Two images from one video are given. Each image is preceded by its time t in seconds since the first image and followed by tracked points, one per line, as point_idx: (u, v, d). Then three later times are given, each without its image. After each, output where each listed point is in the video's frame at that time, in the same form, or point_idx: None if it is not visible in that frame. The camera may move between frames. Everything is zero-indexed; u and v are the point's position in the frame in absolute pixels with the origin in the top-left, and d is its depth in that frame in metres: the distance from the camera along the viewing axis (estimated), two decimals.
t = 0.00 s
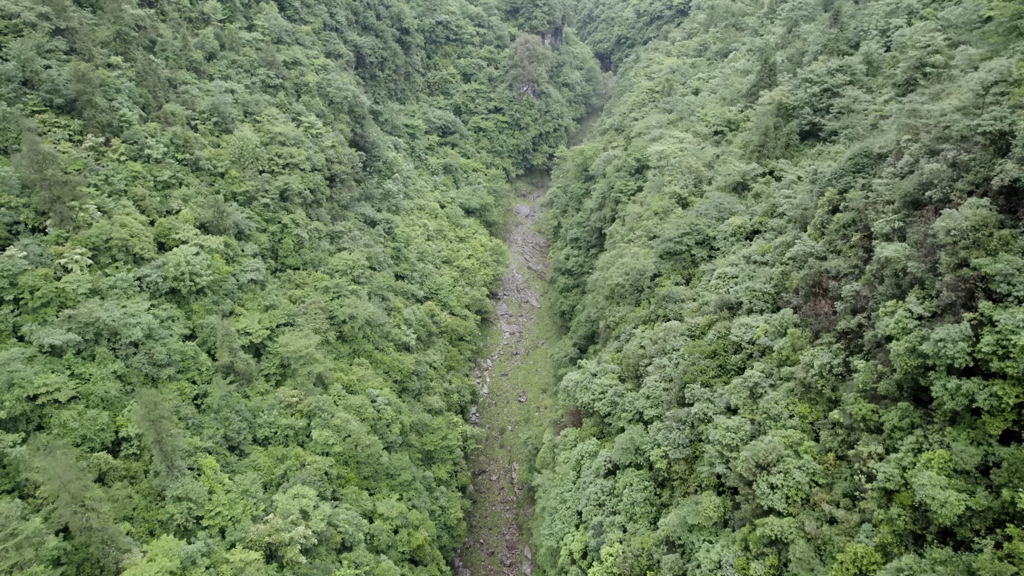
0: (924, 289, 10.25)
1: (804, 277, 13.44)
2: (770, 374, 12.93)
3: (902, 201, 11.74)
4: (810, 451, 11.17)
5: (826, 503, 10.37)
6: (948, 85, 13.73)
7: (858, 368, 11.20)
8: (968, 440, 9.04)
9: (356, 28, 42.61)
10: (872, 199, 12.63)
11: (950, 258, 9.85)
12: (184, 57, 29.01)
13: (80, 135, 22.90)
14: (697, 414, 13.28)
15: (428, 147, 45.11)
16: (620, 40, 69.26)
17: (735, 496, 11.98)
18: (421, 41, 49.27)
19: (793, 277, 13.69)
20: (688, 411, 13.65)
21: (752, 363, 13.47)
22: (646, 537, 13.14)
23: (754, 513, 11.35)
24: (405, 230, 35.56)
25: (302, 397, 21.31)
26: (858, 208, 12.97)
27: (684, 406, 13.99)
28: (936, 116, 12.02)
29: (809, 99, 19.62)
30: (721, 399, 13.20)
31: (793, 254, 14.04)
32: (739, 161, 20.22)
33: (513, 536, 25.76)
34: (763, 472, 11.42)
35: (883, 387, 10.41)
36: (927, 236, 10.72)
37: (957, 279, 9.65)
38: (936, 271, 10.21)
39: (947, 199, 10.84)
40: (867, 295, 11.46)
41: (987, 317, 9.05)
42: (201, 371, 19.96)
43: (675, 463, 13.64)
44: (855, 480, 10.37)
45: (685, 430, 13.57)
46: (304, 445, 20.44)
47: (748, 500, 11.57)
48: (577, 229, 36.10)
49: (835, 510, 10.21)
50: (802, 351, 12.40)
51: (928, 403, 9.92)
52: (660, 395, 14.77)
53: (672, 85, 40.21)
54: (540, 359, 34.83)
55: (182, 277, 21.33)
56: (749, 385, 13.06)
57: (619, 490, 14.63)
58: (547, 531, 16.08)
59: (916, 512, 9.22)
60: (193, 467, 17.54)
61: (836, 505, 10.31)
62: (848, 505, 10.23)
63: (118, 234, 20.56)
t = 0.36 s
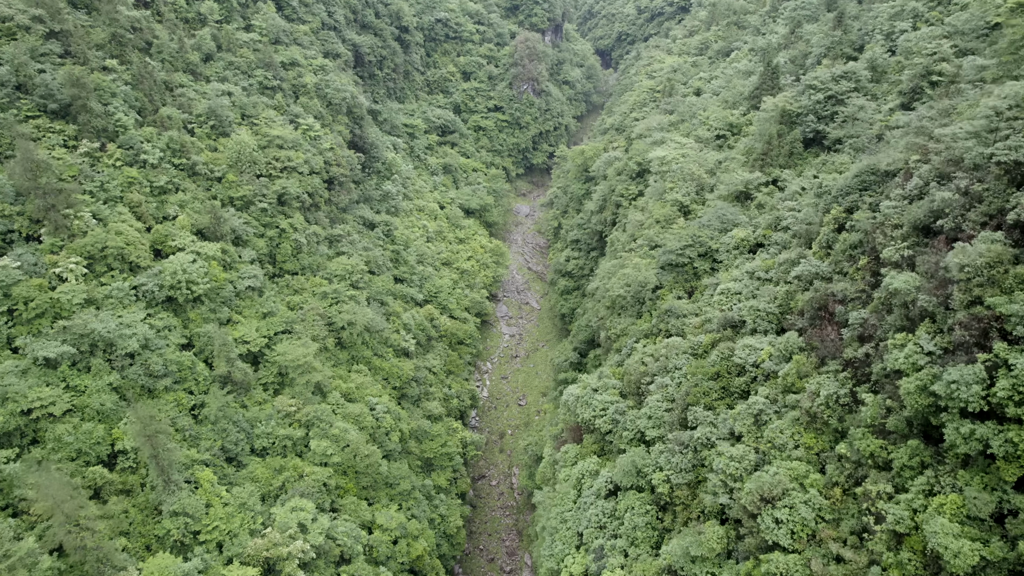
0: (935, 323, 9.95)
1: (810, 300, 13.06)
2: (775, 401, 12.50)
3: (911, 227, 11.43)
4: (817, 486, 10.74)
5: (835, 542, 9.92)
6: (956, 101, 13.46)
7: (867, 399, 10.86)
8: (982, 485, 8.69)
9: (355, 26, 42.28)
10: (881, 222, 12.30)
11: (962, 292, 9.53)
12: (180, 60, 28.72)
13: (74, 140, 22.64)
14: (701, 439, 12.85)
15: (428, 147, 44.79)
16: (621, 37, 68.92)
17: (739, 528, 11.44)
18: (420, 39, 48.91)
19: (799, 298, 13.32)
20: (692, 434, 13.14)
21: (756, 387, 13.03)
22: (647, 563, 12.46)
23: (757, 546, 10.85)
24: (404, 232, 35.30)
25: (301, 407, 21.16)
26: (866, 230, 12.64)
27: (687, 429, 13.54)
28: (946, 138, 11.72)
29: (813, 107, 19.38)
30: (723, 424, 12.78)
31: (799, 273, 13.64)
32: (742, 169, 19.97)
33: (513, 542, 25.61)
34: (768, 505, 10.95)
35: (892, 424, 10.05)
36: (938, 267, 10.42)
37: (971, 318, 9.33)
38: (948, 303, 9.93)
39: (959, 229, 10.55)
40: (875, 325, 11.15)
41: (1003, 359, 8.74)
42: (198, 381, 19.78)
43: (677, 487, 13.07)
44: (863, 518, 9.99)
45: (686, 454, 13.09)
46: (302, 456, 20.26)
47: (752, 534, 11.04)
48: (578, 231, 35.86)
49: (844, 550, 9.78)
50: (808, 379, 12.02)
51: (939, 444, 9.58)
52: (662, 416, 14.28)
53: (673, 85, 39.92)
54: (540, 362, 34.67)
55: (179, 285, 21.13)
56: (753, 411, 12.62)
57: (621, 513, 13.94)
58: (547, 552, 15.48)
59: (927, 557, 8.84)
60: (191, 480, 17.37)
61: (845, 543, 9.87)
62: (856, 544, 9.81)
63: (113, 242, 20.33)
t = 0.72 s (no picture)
0: (947, 359, 9.62)
1: (815, 322, 12.71)
2: (780, 428, 12.12)
3: (920, 253, 11.08)
4: (823, 522, 10.34)
5: None
6: (964, 116, 13.14)
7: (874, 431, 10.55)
8: (997, 534, 8.30)
9: (354, 25, 41.93)
10: (888, 245, 11.96)
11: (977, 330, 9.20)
12: (177, 62, 28.42)
13: (69, 146, 22.38)
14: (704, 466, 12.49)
15: (427, 147, 44.49)
16: (621, 33, 68.57)
17: (743, 561, 11.04)
18: (420, 38, 48.55)
19: (804, 320, 12.97)
20: (694, 459, 12.84)
21: (760, 411, 12.67)
22: None
23: None
24: (404, 234, 35.07)
25: (299, 416, 21.00)
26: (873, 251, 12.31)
27: (689, 453, 13.19)
28: (956, 160, 11.39)
29: (817, 115, 19.10)
30: (727, 451, 12.45)
31: (804, 293, 13.27)
32: (744, 178, 19.72)
33: (513, 548, 25.46)
34: (773, 540, 10.55)
35: (902, 461, 9.69)
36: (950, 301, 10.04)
37: (985, 361, 8.97)
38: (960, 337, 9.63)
39: (971, 260, 10.21)
40: (883, 355, 10.82)
41: (1018, 406, 8.39)
42: (195, 391, 19.60)
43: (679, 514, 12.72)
44: (871, 557, 9.59)
45: (689, 480, 12.75)
46: (300, 466, 20.09)
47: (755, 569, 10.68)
48: (578, 233, 35.64)
49: None
50: (813, 408, 11.63)
51: (952, 487, 9.23)
52: (664, 438, 13.90)
53: (674, 85, 39.65)
54: (540, 365, 34.51)
55: (175, 294, 20.93)
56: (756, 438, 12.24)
57: (622, 535, 13.36)
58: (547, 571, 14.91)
59: None
60: (188, 494, 17.24)
61: None
62: None
63: (109, 251, 20.12)
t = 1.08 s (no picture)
0: (958, 398, 9.39)
1: (821, 345, 12.40)
2: (784, 456, 11.71)
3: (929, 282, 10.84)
4: (830, 559, 9.86)
5: None
6: (972, 132, 12.90)
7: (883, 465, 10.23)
8: None
9: (352, 24, 41.60)
10: (897, 270, 11.68)
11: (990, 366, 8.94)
12: (173, 64, 28.14)
13: (64, 151, 22.13)
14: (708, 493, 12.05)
15: (427, 147, 44.20)
16: (621, 30, 68.22)
17: None
18: (419, 36, 48.19)
19: (810, 343, 12.65)
20: (697, 485, 12.38)
21: (764, 437, 12.23)
22: None
23: None
24: (403, 237, 34.85)
25: (297, 426, 20.84)
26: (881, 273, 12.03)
27: (692, 477, 12.71)
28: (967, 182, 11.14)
29: (822, 122, 18.76)
30: (731, 478, 12.00)
31: (809, 315, 12.94)
32: (747, 186, 19.48)
33: (513, 555, 25.31)
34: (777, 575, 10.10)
35: (910, 501, 9.36)
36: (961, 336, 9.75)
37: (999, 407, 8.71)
38: (973, 369, 9.39)
39: (983, 294, 9.92)
40: (892, 386, 10.55)
41: None
42: (192, 402, 19.41)
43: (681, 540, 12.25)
44: None
45: (692, 505, 12.28)
46: (299, 477, 19.94)
47: None
48: (578, 235, 35.44)
49: None
50: (820, 438, 11.22)
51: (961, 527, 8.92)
52: (665, 459, 13.44)
53: (675, 85, 39.40)
54: (540, 368, 34.36)
55: (172, 303, 20.75)
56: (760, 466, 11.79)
57: (624, 559, 12.95)
58: None
59: None
60: (185, 507, 17.09)
61: None
62: None
63: (104, 260, 19.89)
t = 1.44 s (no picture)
0: (970, 439, 9.01)
1: (826, 370, 11.98)
2: (788, 486, 11.33)
3: (936, 310, 10.50)
4: None
5: None
6: (980, 148, 12.64)
7: (891, 499, 9.85)
8: None
9: (351, 23, 41.27)
10: (904, 296, 11.31)
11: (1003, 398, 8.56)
12: (170, 67, 27.85)
13: (59, 158, 21.88)
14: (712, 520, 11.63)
15: (426, 146, 43.91)
16: (622, 26, 67.88)
17: None
18: (418, 34, 47.84)
19: (815, 367, 12.23)
20: (699, 511, 11.98)
21: (768, 464, 11.86)
22: None
23: None
24: (402, 239, 34.62)
25: (295, 436, 20.67)
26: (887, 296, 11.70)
27: (694, 501, 12.29)
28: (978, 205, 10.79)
29: (825, 131, 18.56)
30: (734, 505, 11.59)
31: (814, 337, 12.52)
32: (750, 196, 19.21)
33: (513, 561, 25.09)
34: None
35: (920, 544, 8.86)
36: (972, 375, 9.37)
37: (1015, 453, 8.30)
38: (985, 403, 9.04)
39: (996, 329, 9.54)
40: (899, 418, 10.12)
41: None
42: (189, 413, 19.24)
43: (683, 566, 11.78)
44: None
45: (694, 531, 11.87)
46: (297, 488, 19.79)
47: None
48: (578, 238, 35.23)
49: None
50: (825, 468, 10.82)
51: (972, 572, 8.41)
52: (668, 482, 13.02)
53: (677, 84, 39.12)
54: (540, 371, 34.19)
55: (169, 312, 20.55)
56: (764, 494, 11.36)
57: None
58: None
59: None
60: (183, 521, 16.95)
61: None
62: None
63: (99, 269, 19.67)
